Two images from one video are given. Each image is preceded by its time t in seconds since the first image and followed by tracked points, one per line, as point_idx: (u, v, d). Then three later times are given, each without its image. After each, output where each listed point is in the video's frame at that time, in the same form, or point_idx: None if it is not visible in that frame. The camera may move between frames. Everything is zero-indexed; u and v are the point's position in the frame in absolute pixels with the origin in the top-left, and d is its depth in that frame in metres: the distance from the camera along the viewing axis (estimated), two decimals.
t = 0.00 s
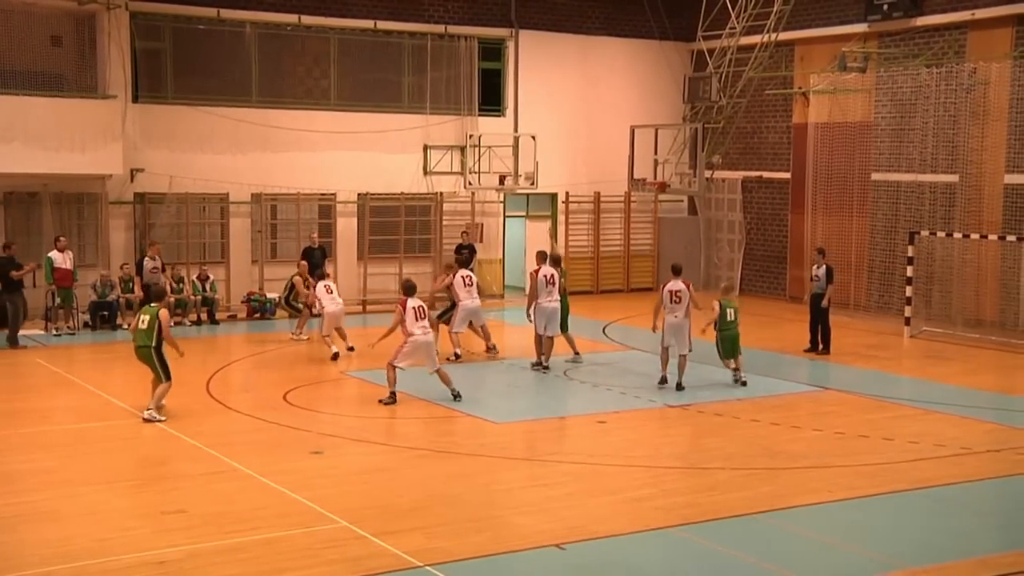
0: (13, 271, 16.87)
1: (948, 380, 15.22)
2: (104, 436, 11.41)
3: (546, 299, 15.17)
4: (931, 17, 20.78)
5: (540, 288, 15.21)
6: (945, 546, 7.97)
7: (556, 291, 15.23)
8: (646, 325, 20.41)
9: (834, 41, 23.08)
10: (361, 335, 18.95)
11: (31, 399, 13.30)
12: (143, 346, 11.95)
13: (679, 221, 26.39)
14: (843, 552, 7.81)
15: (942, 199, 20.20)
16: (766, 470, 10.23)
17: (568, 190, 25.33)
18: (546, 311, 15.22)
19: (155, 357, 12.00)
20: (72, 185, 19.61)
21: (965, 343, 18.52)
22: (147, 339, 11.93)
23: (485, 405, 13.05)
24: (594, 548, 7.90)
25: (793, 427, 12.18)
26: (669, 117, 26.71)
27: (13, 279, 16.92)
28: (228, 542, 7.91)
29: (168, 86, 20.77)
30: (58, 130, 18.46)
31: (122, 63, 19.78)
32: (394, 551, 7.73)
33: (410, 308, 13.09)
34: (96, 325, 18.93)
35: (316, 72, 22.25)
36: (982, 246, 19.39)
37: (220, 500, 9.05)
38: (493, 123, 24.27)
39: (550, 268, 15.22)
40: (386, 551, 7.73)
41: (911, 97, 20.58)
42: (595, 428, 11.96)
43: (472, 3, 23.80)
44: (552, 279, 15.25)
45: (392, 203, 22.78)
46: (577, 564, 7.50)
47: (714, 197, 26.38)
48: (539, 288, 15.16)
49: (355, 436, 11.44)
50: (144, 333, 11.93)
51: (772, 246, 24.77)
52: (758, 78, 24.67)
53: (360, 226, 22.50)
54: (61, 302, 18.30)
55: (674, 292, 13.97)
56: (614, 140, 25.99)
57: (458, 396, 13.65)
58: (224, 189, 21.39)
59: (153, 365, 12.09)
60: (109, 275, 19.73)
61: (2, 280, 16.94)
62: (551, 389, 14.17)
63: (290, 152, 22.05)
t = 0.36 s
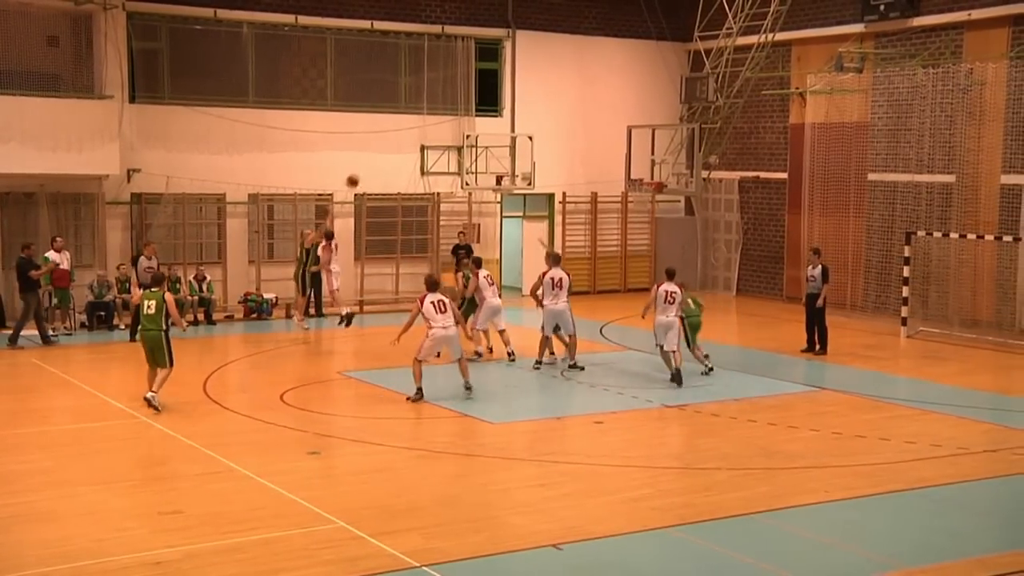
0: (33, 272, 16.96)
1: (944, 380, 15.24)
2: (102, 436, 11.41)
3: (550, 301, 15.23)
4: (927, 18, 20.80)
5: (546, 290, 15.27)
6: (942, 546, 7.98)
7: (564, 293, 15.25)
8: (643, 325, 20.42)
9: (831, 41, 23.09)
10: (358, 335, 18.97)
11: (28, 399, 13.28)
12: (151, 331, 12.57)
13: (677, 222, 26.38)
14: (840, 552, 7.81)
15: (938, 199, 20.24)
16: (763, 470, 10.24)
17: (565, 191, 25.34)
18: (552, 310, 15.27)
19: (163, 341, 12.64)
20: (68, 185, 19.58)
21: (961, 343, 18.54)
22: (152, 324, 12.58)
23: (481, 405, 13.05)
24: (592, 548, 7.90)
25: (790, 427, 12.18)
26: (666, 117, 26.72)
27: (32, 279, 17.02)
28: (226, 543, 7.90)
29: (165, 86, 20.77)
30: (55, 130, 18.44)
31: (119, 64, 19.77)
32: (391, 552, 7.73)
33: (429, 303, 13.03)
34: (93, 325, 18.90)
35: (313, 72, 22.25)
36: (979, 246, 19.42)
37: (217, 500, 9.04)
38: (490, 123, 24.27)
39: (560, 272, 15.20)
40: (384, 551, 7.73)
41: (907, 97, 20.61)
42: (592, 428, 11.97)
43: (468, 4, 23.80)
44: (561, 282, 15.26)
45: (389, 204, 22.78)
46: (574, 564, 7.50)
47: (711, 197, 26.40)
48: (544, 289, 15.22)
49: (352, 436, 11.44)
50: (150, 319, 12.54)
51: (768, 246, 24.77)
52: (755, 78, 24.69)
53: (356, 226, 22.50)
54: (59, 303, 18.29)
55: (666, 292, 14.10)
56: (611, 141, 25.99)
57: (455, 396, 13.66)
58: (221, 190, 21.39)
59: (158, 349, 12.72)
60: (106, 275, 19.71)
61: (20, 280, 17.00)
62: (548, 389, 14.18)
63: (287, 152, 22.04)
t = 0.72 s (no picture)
0: (50, 270, 17.10)
1: (942, 380, 15.25)
2: (100, 437, 11.41)
3: (552, 301, 15.40)
4: (925, 18, 20.80)
5: (548, 290, 15.47)
6: (940, 546, 7.98)
7: (563, 292, 15.37)
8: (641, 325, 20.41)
9: (829, 42, 23.11)
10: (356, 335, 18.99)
11: (27, 400, 13.28)
12: (160, 327, 13.04)
13: (675, 222, 26.39)
14: (838, 552, 7.82)
15: (936, 199, 20.26)
16: (761, 471, 10.25)
17: (563, 191, 25.35)
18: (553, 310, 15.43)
19: (173, 338, 13.11)
20: (66, 185, 19.58)
21: (959, 343, 18.56)
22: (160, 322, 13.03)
23: (480, 405, 13.05)
24: (591, 548, 7.90)
25: (788, 427, 12.19)
26: (663, 118, 26.72)
27: (50, 277, 17.16)
28: (224, 543, 7.90)
29: (162, 86, 20.77)
30: (53, 130, 18.44)
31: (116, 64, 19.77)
32: (390, 552, 7.73)
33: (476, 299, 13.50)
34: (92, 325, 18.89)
35: (311, 73, 22.24)
36: (977, 246, 19.44)
37: (216, 500, 9.04)
38: (488, 124, 24.26)
39: (560, 271, 15.38)
40: (383, 551, 7.73)
41: (905, 98, 20.63)
42: (590, 428, 11.98)
43: (466, 4, 23.79)
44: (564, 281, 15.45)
45: (388, 204, 22.77)
46: (572, 564, 7.50)
47: (709, 198, 26.41)
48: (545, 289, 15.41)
49: (351, 437, 11.44)
50: (158, 316, 13.05)
51: (766, 246, 24.78)
52: (753, 79, 24.70)
53: (355, 226, 22.51)
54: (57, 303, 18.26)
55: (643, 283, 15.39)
56: (610, 141, 26.00)
57: (454, 395, 13.67)
58: (219, 190, 21.37)
59: (168, 347, 13.17)
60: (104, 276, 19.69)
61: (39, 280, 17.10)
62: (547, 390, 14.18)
63: (285, 152, 22.03)
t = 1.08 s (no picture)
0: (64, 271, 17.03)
1: (940, 380, 15.25)
2: (97, 437, 11.40)
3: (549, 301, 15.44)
4: (922, 19, 20.80)
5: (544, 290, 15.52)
6: (937, 546, 7.98)
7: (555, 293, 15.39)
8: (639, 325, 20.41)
9: (826, 42, 23.12)
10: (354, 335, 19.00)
11: (24, 400, 13.27)
12: (159, 323, 13.04)
13: (672, 222, 26.42)
14: (835, 552, 7.82)
15: (933, 200, 20.27)
16: (759, 471, 10.25)
17: (561, 191, 25.35)
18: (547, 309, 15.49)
19: (170, 332, 13.11)
20: (63, 185, 19.57)
21: (956, 343, 18.57)
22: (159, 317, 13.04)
23: (478, 405, 13.06)
24: (589, 548, 7.89)
25: (786, 427, 12.20)
26: (661, 118, 26.73)
27: (64, 278, 17.09)
28: (222, 543, 7.89)
29: (160, 87, 20.76)
30: (49, 131, 18.42)
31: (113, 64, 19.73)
32: (387, 552, 7.73)
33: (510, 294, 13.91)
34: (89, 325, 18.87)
35: (308, 72, 22.23)
36: (974, 246, 19.45)
37: (214, 501, 9.04)
38: (486, 124, 24.27)
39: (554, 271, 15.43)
40: (380, 551, 7.73)
41: (902, 98, 20.64)
42: (587, 428, 11.98)
43: (464, 4, 23.79)
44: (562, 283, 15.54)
45: (385, 204, 22.77)
46: (570, 564, 7.50)
47: (707, 197, 26.43)
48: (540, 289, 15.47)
49: (349, 437, 11.44)
50: (156, 312, 13.05)
51: (763, 246, 24.79)
52: (750, 79, 24.71)
53: (352, 226, 22.51)
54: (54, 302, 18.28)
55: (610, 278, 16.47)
56: (608, 141, 26.01)
57: (451, 395, 13.68)
58: (216, 190, 21.37)
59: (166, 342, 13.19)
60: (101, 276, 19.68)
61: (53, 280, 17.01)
62: (545, 390, 14.17)
63: (283, 152, 22.03)
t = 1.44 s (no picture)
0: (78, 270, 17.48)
1: (937, 380, 15.26)
2: (94, 437, 11.39)
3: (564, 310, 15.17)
4: (920, 19, 20.82)
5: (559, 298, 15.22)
6: (934, 546, 7.98)
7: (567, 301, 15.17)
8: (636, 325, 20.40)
9: (824, 42, 23.13)
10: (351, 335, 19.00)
11: (21, 400, 13.26)
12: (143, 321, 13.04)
13: (670, 223, 26.42)
14: (833, 551, 7.82)
15: (930, 199, 20.30)
16: (756, 470, 10.25)
17: (558, 191, 25.35)
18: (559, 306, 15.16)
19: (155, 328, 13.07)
20: (60, 185, 19.55)
21: (953, 343, 18.58)
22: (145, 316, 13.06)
23: (475, 405, 13.06)
24: (586, 548, 7.89)
25: (783, 427, 12.21)
26: (658, 118, 26.73)
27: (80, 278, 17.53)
28: (219, 543, 7.89)
29: (157, 87, 20.73)
30: (47, 131, 18.41)
31: (111, 64, 19.74)
32: (384, 552, 7.73)
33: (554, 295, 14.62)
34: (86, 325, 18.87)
35: (306, 72, 22.21)
36: (971, 246, 19.46)
37: (210, 501, 9.04)
38: (483, 124, 24.26)
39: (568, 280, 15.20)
40: (377, 551, 7.73)
41: (900, 98, 20.66)
42: (585, 428, 11.99)
43: (461, 4, 23.80)
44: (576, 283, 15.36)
45: (383, 204, 22.76)
46: (567, 564, 7.50)
47: (704, 197, 26.42)
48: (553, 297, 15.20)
49: (346, 437, 11.44)
50: (141, 310, 13.04)
51: (761, 246, 24.80)
52: (748, 79, 24.72)
53: (350, 226, 22.50)
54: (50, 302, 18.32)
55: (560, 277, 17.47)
56: (606, 141, 26.02)
57: (448, 396, 13.68)
58: (214, 190, 21.36)
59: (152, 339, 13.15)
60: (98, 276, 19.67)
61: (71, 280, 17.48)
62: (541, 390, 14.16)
63: (280, 152, 22.02)
